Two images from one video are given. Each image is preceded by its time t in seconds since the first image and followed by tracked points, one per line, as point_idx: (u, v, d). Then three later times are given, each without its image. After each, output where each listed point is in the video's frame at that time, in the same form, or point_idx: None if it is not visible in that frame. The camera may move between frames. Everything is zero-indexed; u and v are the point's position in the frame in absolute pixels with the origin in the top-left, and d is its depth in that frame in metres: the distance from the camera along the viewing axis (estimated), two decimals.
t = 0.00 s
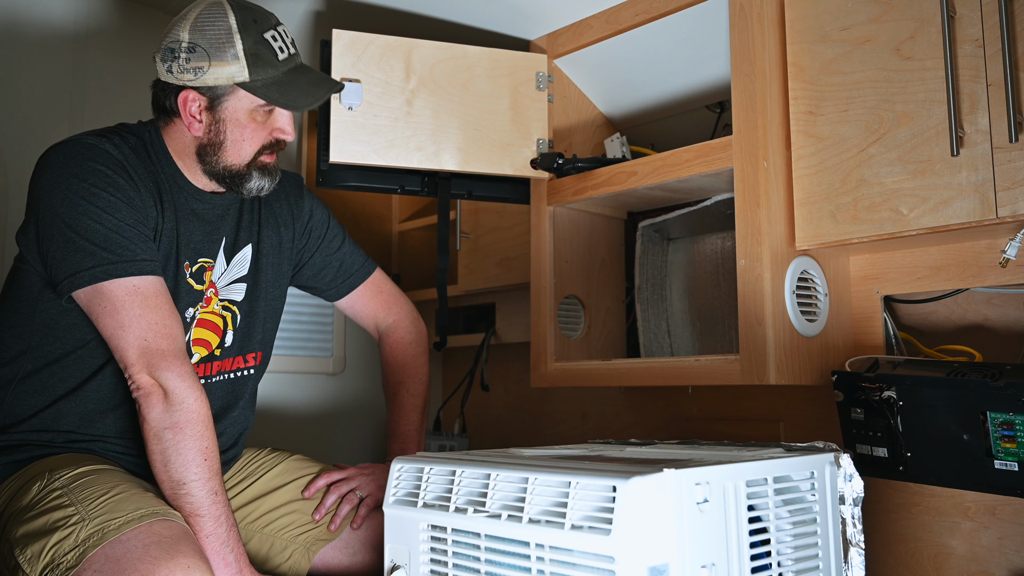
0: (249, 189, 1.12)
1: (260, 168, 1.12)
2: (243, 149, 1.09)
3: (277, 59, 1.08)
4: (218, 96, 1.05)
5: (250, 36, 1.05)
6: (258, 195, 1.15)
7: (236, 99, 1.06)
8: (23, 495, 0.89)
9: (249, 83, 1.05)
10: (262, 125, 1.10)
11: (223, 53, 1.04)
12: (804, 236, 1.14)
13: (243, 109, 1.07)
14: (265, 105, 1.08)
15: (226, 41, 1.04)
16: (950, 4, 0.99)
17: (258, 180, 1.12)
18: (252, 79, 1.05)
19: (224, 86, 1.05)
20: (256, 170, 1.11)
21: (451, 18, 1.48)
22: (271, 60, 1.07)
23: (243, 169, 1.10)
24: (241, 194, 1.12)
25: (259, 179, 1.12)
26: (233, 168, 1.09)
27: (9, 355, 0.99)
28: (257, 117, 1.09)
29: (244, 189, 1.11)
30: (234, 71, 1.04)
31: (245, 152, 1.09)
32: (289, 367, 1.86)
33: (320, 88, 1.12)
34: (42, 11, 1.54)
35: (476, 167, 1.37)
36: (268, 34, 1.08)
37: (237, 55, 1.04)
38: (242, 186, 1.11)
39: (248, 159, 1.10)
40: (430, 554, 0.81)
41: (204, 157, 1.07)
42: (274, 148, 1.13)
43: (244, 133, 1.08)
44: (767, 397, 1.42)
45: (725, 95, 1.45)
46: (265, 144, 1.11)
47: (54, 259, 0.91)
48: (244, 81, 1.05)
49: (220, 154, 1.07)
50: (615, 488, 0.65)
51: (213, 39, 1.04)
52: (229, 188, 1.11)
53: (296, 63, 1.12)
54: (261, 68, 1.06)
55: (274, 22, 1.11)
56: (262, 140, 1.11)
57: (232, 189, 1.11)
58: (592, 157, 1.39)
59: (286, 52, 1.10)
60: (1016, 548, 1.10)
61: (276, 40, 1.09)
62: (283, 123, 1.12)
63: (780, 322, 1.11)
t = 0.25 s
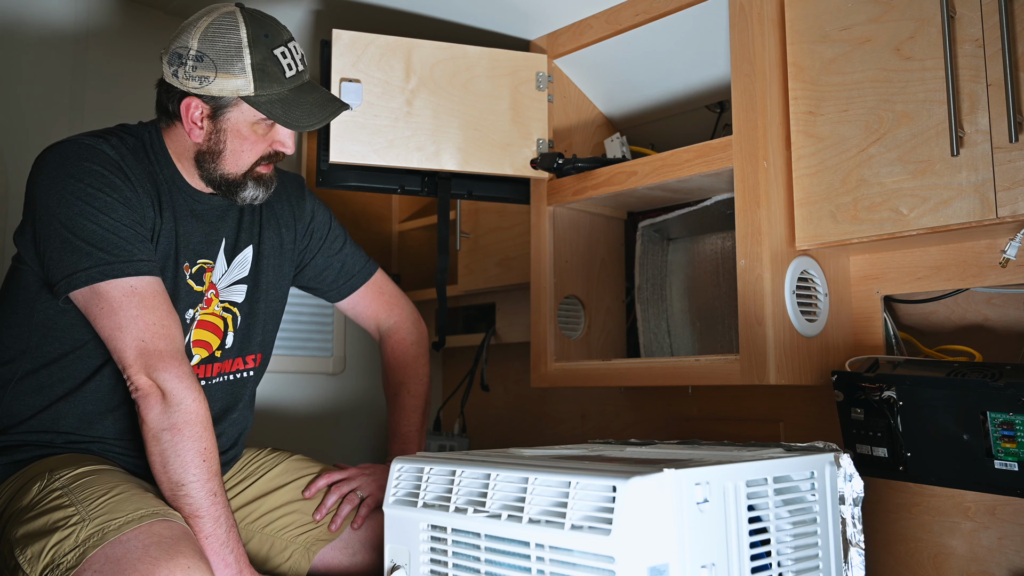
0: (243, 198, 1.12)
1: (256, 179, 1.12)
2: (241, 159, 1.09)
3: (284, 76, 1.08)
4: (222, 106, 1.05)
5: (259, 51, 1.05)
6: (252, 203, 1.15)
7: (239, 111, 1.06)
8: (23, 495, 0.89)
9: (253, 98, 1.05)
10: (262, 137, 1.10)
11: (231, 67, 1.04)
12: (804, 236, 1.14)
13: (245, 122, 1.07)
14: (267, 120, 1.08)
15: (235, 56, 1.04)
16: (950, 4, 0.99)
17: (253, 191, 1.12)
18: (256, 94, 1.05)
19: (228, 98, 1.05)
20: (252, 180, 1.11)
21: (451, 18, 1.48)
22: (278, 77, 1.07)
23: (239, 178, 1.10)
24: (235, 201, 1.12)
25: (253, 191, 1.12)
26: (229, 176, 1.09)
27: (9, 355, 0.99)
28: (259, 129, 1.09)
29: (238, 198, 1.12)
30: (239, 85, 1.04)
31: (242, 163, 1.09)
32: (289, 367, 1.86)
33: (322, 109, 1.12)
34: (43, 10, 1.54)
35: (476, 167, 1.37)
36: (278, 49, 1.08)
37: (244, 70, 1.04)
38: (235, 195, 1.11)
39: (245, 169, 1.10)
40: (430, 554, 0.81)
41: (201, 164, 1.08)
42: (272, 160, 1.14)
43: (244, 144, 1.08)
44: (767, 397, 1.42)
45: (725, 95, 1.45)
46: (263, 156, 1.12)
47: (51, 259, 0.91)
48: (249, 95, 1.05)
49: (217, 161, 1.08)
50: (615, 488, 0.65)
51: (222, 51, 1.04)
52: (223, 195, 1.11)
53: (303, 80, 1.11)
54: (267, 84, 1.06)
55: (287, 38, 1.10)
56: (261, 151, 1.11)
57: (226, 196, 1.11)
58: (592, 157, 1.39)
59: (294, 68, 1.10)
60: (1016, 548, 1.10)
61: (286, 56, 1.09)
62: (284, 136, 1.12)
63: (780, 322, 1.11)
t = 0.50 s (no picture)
0: (235, 192, 1.11)
1: (249, 173, 1.11)
2: (234, 149, 1.08)
3: (276, 64, 1.07)
4: (213, 94, 1.05)
5: (251, 38, 1.06)
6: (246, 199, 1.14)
7: (231, 99, 1.06)
8: (23, 496, 0.89)
9: (243, 83, 1.05)
10: (256, 128, 1.09)
11: (221, 52, 1.04)
12: (805, 236, 1.14)
13: (236, 110, 1.06)
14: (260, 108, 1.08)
15: (226, 42, 1.04)
16: (950, 4, 0.99)
17: (246, 184, 1.11)
18: (246, 80, 1.05)
19: (218, 84, 1.05)
20: (244, 174, 1.10)
21: (451, 18, 1.48)
22: (269, 64, 1.07)
23: (232, 170, 1.09)
24: (228, 196, 1.11)
25: (246, 184, 1.11)
26: (222, 168, 1.08)
27: (8, 355, 0.99)
28: (252, 119, 1.08)
29: (231, 192, 1.10)
30: (229, 70, 1.04)
31: (235, 153, 1.08)
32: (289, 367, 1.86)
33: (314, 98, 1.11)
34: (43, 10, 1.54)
35: (476, 167, 1.37)
36: (269, 37, 1.08)
37: (235, 56, 1.04)
38: (228, 188, 1.10)
39: (238, 161, 1.09)
40: (430, 554, 0.81)
41: (194, 153, 1.07)
42: (267, 154, 1.13)
43: (236, 134, 1.07)
44: (767, 397, 1.42)
45: (725, 95, 1.45)
46: (256, 148, 1.11)
47: (49, 259, 0.91)
48: (239, 81, 1.04)
49: (209, 151, 1.07)
50: (615, 488, 0.65)
51: (214, 37, 1.05)
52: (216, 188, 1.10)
53: (296, 70, 1.11)
54: (257, 70, 1.05)
55: (280, 28, 1.11)
56: (255, 143, 1.10)
57: (218, 189, 1.10)
58: (592, 157, 1.39)
59: (287, 57, 1.10)
60: (1016, 548, 1.10)
61: (277, 45, 1.09)
62: (278, 128, 1.11)
63: (780, 322, 1.11)
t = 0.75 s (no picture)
0: (223, 182, 1.10)
1: (234, 162, 1.10)
2: (216, 138, 1.08)
3: (246, 46, 1.09)
4: (188, 81, 1.07)
5: (219, 22, 1.07)
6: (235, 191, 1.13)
7: (206, 86, 1.07)
8: (24, 496, 0.89)
9: (214, 67, 1.06)
10: (235, 115, 1.10)
11: (191, 38, 1.06)
12: (805, 236, 1.14)
13: (212, 97, 1.07)
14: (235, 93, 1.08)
15: (196, 27, 1.06)
16: (950, 4, 0.99)
17: (233, 175, 1.10)
18: (217, 63, 1.06)
19: (192, 71, 1.06)
20: (229, 163, 1.10)
21: (451, 18, 1.48)
22: (239, 46, 1.08)
23: (216, 159, 1.08)
24: (217, 187, 1.11)
25: (233, 175, 1.10)
26: (206, 157, 1.08)
27: (8, 355, 0.99)
28: (230, 106, 1.09)
29: (219, 184, 1.10)
30: (200, 55, 1.06)
31: (217, 141, 1.08)
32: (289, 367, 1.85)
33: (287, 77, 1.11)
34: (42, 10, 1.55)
35: (476, 167, 1.37)
36: (239, 21, 1.10)
37: (205, 40, 1.06)
38: (215, 178, 1.09)
39: (221, 149, 1.09)
40: (430, 554, 0.81)
41: (177, 144, 1.08)
42: (252, 142, 1.12)
43: (215, 121, 1.08)
44: (767, 397, 1.42)
45: (725, 95, 1.45)
46: (239, 136, 1.11)
47: (41, 261, 0.91)
48: (210, 65, 1.06)
49: (192, 141, 1.07)
50: (615, 488, 0.65)
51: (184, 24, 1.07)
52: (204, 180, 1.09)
53: (268, 53, 1.12)
54: (227, 53, 1.07)
55: (251, 12, 1.13)
56: (236, 131, 1.10)
57: (206, 180, 1.10)
58: (592, 157, 1.39)
59: (259, 40, 1.11)
60: (1017, 549, 1.10)
61: (248, 28, 1.10)
62: (258, 113, 1.12)
63: (780, 322, 1.11)
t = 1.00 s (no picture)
0: (207, 177, 1.09)
1: (215, 155, 1.10)
2: (194, 130, 1.08)
3: (217, 34, 1.09)
4: (164, 73, 1.08)
5: (189, 12, 1.08)
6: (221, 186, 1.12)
7: (180, 76, 1.08)
8: (24, 497, 0.89)
9: (185, 57, 1.07)
10: (212, 106, 1.10)
11: (162, 29, 1.07)
12: (805, 236, 1.14)
13: (187, 88, 1.08)
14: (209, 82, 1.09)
15: (167, 18, 1.07)
16: (950, 4, 0.99)
17: (215, 168, 1.10)
18: (187, 52, 1.07)
19: (166, 63, 1.08)
20: (211, 156, 1.09)
21: (451, 18, 1.48)
22: (208, 34, 1.08)
23: (197, 152, 1.08)
24: (202, 183, 1.10)
25: (216, 168, 1.10)
26: (187, 150, 1.08)
27: (7, 355, 0.99)
28: (205, 96, 1.10)
29: (203, 178, 1.09)
30: (170, 46, 1.07)
31: (196, 133, 1.09)
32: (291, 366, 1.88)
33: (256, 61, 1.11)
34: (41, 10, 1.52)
35: (476, 167, 1.37)
36: (210, 9, 1.10)
37: (175, 31, 1.07)
38: (198, 172, 1.09)
39: (200, 141, 1.09)
40: (430, 554, 0.81)
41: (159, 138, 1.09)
42: (232, 135, 1.13)
43: (192, 113, 1.09)
44: (767, 398, 1.42)
45: (725, 95, 1.45)
46: (217, 128, 1.11)
47: (33, 263, 0.91)
48: (181, 55, 1.07)
49: (173, 133, 1.08)
50: (615, 488, 0.65)
51: (157, 17, 1.08)
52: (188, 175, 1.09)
53: (240, 40, 1.12)
54: (197, 42, 1.08)
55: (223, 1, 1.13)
56: (215, 123, 1.11)
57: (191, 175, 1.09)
58: (592, 157, 1.39)
59: (230, 28, 1.11)
60: (1017, 548, 1.10)
61: (219, 16, 1.11)
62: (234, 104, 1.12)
63: (780, 322, 1.11)
